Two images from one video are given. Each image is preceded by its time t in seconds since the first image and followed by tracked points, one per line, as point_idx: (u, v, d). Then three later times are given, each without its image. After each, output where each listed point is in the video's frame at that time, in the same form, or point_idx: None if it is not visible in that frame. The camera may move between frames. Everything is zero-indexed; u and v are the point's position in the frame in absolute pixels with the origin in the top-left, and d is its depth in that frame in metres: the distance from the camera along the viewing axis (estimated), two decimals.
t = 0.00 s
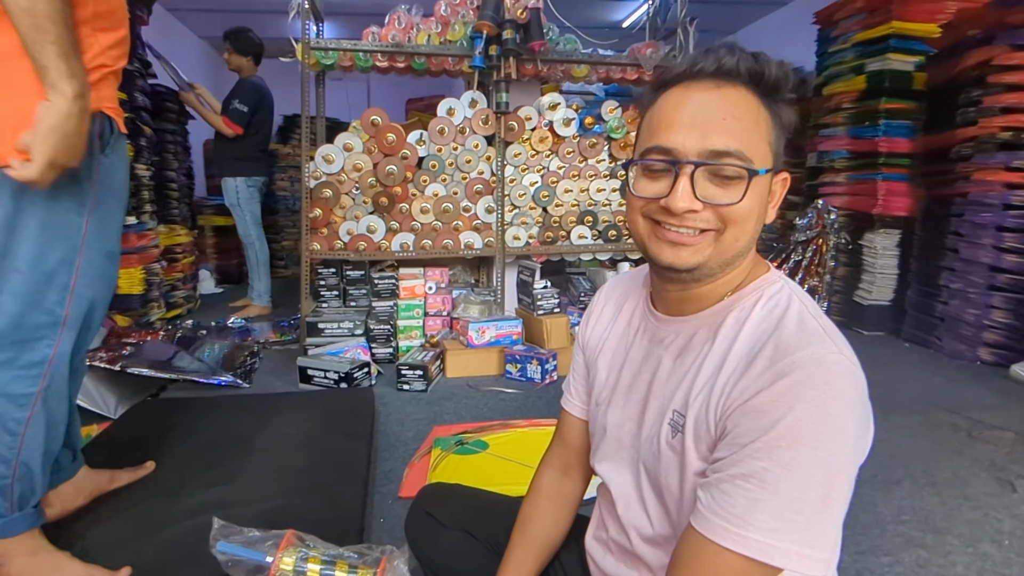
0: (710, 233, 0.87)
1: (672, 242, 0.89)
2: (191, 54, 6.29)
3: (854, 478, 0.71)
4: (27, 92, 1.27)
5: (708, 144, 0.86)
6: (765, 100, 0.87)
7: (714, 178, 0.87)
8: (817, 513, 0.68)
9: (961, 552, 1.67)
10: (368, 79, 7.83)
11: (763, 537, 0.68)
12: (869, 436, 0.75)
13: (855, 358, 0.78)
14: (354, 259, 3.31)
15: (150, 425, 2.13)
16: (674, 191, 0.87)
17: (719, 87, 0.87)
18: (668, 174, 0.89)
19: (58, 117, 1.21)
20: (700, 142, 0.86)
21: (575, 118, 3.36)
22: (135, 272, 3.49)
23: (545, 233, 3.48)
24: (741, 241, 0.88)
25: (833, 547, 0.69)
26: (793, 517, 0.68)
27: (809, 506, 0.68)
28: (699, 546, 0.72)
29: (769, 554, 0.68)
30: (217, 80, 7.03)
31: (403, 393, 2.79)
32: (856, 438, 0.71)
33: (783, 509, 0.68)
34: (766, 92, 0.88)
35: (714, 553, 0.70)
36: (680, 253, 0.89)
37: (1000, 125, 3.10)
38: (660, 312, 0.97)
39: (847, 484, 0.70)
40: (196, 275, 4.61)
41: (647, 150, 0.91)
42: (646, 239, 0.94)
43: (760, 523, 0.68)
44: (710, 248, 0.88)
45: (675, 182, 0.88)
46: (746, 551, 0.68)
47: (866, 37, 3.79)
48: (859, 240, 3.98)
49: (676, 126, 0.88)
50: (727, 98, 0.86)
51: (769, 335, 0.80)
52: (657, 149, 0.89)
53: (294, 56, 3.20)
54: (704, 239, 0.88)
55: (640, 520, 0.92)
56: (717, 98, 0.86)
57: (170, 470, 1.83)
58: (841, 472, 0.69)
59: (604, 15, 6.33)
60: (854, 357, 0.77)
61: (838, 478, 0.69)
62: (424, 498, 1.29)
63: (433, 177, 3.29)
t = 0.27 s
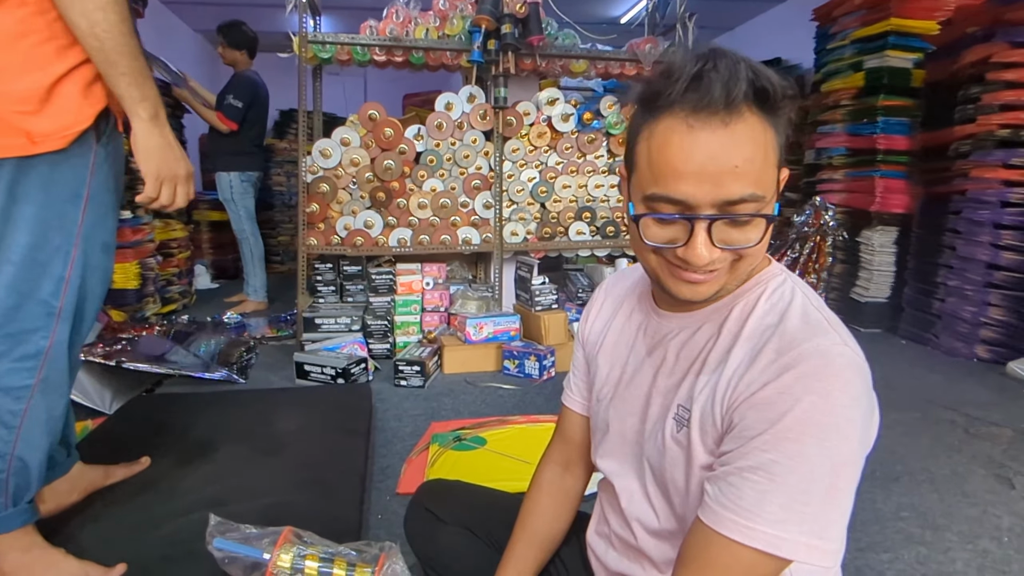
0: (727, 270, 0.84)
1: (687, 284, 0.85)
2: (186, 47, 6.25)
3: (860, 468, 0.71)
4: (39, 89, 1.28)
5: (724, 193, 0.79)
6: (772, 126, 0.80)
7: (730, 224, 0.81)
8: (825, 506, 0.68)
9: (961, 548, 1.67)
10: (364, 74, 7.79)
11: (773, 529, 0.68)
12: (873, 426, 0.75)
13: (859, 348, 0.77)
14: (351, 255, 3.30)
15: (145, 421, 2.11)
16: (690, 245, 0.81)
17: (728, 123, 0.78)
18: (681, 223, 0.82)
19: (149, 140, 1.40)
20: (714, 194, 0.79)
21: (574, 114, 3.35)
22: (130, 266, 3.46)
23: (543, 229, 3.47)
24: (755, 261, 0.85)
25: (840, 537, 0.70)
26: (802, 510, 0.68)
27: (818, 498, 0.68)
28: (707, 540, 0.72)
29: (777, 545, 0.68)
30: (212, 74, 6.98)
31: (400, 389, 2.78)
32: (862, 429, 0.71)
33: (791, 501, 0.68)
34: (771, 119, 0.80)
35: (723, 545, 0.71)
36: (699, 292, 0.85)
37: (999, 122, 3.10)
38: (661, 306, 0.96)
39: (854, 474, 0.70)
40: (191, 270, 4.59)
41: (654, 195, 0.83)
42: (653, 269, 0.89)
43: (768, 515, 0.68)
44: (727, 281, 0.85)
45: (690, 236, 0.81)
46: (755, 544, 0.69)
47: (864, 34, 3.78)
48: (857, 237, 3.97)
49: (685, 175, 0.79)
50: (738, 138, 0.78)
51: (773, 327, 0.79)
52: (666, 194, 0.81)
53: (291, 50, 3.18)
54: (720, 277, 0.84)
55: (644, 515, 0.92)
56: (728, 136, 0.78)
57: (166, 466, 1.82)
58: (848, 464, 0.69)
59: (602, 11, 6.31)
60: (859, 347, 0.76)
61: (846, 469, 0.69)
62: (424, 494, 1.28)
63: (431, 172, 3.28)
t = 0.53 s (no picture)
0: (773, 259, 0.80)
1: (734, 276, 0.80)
2: (182, 38, 6.20)
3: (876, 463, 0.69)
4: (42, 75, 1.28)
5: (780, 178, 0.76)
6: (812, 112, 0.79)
7: (788, 209, 0.77)
8: (841, 501, 0.67)
9: (959, 543, 1.66)
10: (361, 66, 7.74)
11: (788, 525, 0.67)
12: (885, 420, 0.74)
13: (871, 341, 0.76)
14: (348, 248, 3.29)
15: (138, 414, 2.09)
16: (752, 232, 0.76)
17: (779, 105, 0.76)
18: (737, 210, 0.77)
19: (168, 125, 1.45)
20: (776, 175, 0.75)
21: (572, 106, 3.33)
22: (125, 258, 3.44)
23: (541, 223, 3.45)
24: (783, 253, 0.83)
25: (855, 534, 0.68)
26: (819, 506, 0.67)
27: (833, 493, 0.67)
28: (717, 534, 0.71)
29: (790, 542, 0.67)
30: (208, 65, 6.93)
31: (397, 383, 2.76)
32: (877, 423, 0.69)
33: (806, 496, 0.67)
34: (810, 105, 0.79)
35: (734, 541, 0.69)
36: (742, 285, 0.80)
37: (999, 117, 3.09)
38: (663, 299, 0.94)
39: (869, 469, 0.68)
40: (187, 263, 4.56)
41: (707, 180, 0.77)
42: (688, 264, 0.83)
43: (782, 511, 0.67)
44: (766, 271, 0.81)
45: (752, 222, 0.77)
46: (766, 540, 0.67)
47: (864, 28, 3.76)
48: (854, 232, 4.02)
49: (746, 157, 0.75)
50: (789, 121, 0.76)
51: (785, 320, 0.77)
52: (722, 180, 0.76)
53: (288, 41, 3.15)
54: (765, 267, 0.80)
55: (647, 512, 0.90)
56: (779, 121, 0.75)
57: (159, 459, 1.80)
58: (864, 459, 0.68)
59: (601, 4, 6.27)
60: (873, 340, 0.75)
61: (862, 464, 0.68)
62: (420, 487, 1.26)
63: (428, 164, 3.26)
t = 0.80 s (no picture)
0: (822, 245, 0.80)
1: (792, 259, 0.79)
2: (178, 32, 6.16)
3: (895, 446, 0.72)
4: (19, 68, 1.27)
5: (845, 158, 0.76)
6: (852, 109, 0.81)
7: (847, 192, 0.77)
8: (871, 485, 0.69)
9: (955, 541, 1.65)
10: (358, 61, 7.70)
11: (824, 509, 0.68)
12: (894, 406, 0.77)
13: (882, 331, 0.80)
14: (345, 243, 3.26)
15: (132, 410, 2.08)
16: (823, 215, 0.75)
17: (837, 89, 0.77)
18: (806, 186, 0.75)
19: (134, 122, 1.40)
20: (842, 156, 0.75)
21: (570, 101, 3.31)
22: (120, 254, 3.42)
23: (538, 219, 3.43)
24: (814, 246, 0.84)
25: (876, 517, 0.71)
26: (853, 488, 0.68)
27: (865, 476, 0.69)
28: (740, 519, 0.72)
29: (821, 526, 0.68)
30: (204, 60, 6.89)
31: (393, 379, 2.75)
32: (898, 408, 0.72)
33: (836, 480, 0.68)
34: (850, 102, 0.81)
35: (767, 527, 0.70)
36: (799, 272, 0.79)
37: (998, 114, 3.08)
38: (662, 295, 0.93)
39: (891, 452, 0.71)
40: (183, 258, 4.54)
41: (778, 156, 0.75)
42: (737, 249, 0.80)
43: (817, 496, 0.68)
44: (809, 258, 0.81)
45: (823, 205, 0.75)
46: (796, 524, 0.69)
47: (864, 23, 3.74)
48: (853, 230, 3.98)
49: (819, 139, 0.73)
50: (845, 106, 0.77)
51: (806, 312, 0.79)
52: (792, 159, 0.75)
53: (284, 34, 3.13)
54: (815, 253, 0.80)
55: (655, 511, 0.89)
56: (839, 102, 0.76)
57: (152, 455, 1.79)
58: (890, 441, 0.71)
59: None
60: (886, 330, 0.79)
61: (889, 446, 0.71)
62: (412, 482, 1.27)
63: (425, 160, 3.25)
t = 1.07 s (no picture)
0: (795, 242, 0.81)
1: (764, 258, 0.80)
2: (174, 30, 6.14)
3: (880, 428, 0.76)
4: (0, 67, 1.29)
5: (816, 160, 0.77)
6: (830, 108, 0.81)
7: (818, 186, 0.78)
8: (866, 468, 0.72)
9: (944, 537, 1.66)
10: (356, 58, 7.69)
11: (827, 495, 0.70)
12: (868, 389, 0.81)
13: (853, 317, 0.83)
14: (340, 241, 3.25)
15: (126, 408, 2.08)
16: (790, 210, 0.76)
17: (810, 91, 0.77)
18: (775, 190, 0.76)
19: (104, 118, 1.37)
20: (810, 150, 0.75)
21: (565, 99, 3.31)
22: (115, 252, 3.41)
23: (534, 217, 3.43)
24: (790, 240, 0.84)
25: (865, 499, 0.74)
26: (852, 472, 0.71)
27: (860, 461, 0.71)
28: (747, 512, 0.74)
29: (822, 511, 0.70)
30: (200, 57, 6.87)
31: (387, 377, 2.75)
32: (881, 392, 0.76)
33: (836, 466, 0.71)
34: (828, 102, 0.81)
35: (774, 515, 0.72)
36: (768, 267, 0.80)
37: (992, 111, 3.08)
38: (643, 293, 0.93)
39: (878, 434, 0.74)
40: (179, 256, 4.54)
41: (749, 157, 0.76)
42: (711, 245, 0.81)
43: (819, 483, 0.71)
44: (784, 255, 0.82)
45: (790, 200, 0.76)
46: (802, 512, 0.71)
47: (860, 21, 3.74)
48: (849, 227, 4.00)
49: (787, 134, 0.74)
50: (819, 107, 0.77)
51: (792, 304, 0.81)
52: (764, 159, 0.75)
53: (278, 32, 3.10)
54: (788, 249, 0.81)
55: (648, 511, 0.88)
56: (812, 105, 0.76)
57: (143, 453, 1.79)
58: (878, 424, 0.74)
59: None
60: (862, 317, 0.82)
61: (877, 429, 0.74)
62: (395, 482, 1.27)
63: (420, 158, 3.24)
